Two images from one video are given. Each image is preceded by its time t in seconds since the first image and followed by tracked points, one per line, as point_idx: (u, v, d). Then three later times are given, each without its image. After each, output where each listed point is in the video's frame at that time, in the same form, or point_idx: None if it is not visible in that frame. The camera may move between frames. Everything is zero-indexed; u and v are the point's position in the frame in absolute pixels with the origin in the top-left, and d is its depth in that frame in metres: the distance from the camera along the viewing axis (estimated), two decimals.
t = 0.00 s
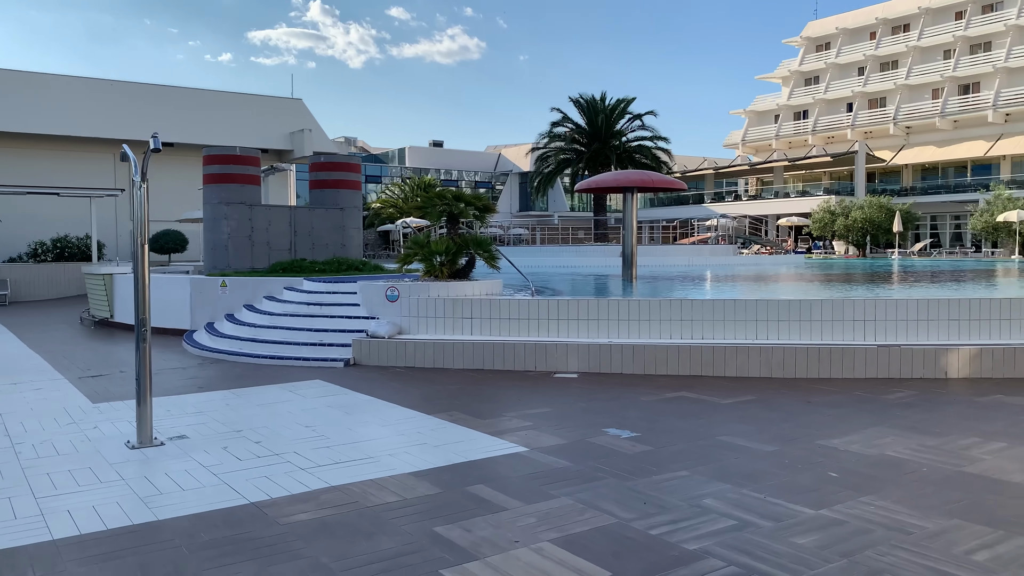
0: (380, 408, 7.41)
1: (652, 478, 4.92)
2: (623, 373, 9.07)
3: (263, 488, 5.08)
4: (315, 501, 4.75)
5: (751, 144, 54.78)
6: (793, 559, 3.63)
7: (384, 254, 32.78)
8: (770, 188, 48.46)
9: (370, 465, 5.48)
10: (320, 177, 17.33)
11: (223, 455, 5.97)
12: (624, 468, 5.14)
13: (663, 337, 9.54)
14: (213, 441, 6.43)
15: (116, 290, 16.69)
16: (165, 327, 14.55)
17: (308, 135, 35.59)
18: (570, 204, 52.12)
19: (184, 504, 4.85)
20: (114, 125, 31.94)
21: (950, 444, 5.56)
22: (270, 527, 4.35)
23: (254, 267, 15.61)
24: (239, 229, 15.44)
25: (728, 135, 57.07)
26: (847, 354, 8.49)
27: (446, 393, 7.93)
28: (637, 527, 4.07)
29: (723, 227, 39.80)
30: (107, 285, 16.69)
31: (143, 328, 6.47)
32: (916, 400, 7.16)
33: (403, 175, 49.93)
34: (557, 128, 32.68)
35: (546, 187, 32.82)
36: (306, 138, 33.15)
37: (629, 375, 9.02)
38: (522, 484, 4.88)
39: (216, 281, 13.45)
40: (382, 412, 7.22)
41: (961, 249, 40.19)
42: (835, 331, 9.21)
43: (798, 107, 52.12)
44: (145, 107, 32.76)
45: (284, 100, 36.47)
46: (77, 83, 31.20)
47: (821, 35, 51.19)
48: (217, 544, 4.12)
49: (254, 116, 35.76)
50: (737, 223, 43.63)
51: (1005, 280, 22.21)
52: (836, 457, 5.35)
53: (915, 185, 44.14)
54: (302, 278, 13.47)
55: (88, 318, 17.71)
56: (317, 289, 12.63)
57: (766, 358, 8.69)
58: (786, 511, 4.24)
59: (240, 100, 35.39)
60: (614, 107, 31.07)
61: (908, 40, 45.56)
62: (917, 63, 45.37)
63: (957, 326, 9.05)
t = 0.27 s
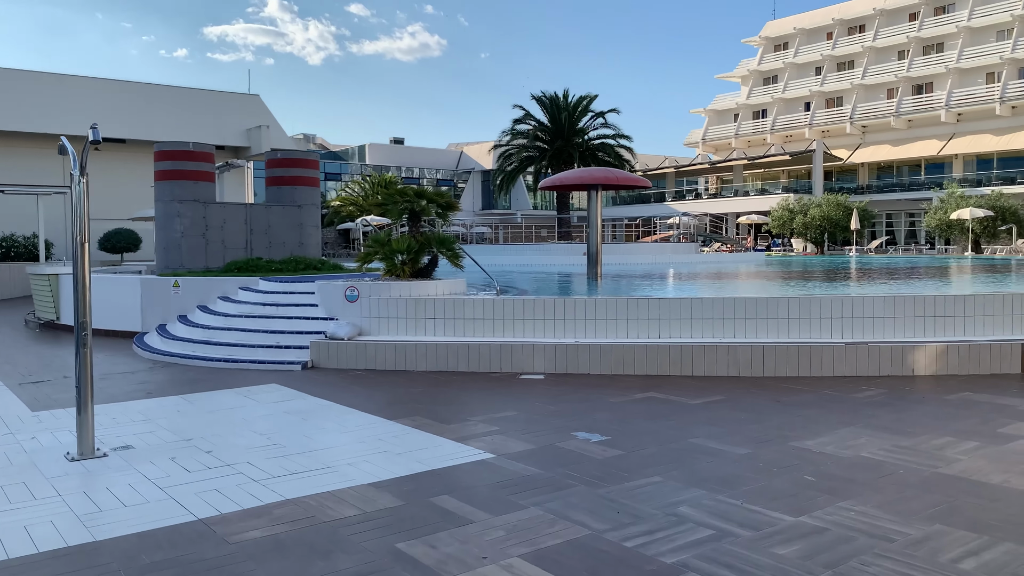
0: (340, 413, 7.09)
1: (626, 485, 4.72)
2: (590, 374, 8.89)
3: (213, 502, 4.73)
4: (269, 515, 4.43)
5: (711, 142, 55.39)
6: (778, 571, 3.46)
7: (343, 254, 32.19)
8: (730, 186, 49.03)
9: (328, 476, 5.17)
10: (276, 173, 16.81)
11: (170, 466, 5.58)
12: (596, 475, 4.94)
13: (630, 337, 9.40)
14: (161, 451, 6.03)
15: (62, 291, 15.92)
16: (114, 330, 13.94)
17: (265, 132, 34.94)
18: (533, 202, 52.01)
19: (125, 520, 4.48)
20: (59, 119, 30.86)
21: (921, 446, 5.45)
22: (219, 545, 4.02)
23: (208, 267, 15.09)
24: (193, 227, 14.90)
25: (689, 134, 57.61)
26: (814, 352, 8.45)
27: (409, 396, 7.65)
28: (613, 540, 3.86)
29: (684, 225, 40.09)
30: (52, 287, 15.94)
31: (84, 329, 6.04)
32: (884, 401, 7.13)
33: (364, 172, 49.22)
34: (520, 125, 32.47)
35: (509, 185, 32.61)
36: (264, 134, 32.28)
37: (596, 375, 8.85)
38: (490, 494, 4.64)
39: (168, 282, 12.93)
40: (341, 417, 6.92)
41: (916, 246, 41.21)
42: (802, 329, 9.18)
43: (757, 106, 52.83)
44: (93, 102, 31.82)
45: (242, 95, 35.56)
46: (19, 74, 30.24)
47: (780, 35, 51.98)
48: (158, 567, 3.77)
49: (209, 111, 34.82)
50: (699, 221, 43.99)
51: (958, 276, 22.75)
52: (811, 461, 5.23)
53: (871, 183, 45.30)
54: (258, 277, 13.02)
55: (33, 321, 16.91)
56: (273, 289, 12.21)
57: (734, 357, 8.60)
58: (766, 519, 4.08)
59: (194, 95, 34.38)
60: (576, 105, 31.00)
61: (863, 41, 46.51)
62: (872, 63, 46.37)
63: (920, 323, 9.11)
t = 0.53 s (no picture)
0: (314, 414, 6.81)
1: (612, 492, 4.50)
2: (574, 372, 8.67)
3: (176, 509, 4.42)
4: (234, 525, 4.15)
5: (694, 140, 55.47)
6: None
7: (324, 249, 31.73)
8: (713, 184, 49.09)
9: (300, 482, 4.89)
10: (254, 166, 16.35)
11: (133, 469, 5.26)
12: (581, 481, 4.71)
13: (615, 335, 9.19)
14: (123, 454, 5.69)
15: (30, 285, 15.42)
16: (84, 325, 13.51)
17: (245, 125, 34.37)
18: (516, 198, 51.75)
19: (77, 529, 4.17)
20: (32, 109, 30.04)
21: (915, 451, 5.31)
22: (178, 559, 3.73)
23: (183, 261, 14.62)
24: (167, 220, 14.42)
25: (673, 131, 57.62)
26: (801, 352, 8.29)
27: (386, 396, 7.39)
28: (601, 554, 3.62)
29: (667, 223, 40.05)
30: (20, 280, 15.42)
31: (41, 323, 5.68)
32: (873, 402, 6.99)
33: (345, 166, 48.66)
34: (503, 120, 32.19)
35: (491, 181, 32.33)
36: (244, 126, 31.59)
37: (580, 375, 8.63)
38: (470, 502, 4.39)
39: (141, 276, 12.49)
40: (315, 418, 6.63)
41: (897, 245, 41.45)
42: (789, 328, 9.03)
43: (740, 104, 52.91)
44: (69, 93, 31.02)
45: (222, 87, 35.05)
46: None
47: (763, 33, 52.10)
48: None
49: (188, 103, 34.21)
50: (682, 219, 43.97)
51: (938, 275, 22.86)
52: (802, 465, 5.06)
53: (852, 182, 45.50)
54: (234, 272, 12.68)
55: None
56: (249, 285, 11.84)
57: (721, 355, 8.42)
58: (761, 530, 3.87)
59: (174, 86, 33.76)
60: (560, 100, 30.76)
61: (846, 40, 46.73)
62: (854, 62, 46.63)
63: (908, 322, 8.99)
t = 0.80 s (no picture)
0: (302, 416, 6.57)
1: (612, 505, 4.27)
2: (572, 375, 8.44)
3: (151, 521, 4.17)
4: (211, 539, 3.91)
5: (693, 139, 55.26)
6: None
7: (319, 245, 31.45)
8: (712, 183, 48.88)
9: (285, 491, 4.65)
10: (248, 161, 15.97)
11: (109, 476, 5.00)
12: (580, 493, 4.48)
13: (615, 337, 8.96)
14: (100, 459, 5.43)
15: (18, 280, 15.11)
16: (72, 321, 13.23)
17: (241, 119, 34.08)
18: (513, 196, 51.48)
19: (44, 543, 3.91)
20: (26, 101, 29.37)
21: (927, 461, 5.08)
22: None
23: (173, 256, 14.37)
24: (158, 215, 14.17)
25: (672, 129, 57.39)
26: (805, 355, 8.06)
27: (378, 398, 7.14)
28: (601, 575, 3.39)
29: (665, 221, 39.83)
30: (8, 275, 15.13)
31: (15, 321, 5.41)
32: (881, 408, 6.76)
33: (343, 162, 48.33)
34: (501, 117, 31.92)
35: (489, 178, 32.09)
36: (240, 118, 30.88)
37: (578, 377, 8.40)
38: (463, 515, 4.15)
39: (130, 271, 12.22)
40: (304, 421, 6.39)
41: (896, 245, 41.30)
42: (793, 330, 8.80)
43: (740, 102, 52.69)
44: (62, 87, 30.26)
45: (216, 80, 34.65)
46: None
47: (763, 32, 51.89)
48: None
49: (184, 97, 33.88)
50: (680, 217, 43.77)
51: (939, 276, 22.68)
52: (810, 477, 4.83)
53: (852, 182, 45.32)
54: (225, 269, 12.43)
55: None
56: (240, 281, 11.55)
57: (723, 358, 8.19)
58: (771, 548, 3.64)
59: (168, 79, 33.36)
60: (559, 97, 30.47)
61: (846, 39, 46.53)
62: (855, 62, 46.43)
63: (915, 325, 8.76)
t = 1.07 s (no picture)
0: (293, 421, 6.33)
1: (618, 515, 4.05)
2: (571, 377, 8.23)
3: (131, 534, 3.94)
4: (194, 554, 3.67)
5: (687, 139, 55.13)
6: None
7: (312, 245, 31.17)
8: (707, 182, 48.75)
9: (273, 501, 4.42)
10: (240, 158, 15.53)
11: (88, 486, 4.76)
12: (584, 502, 4.26)
13: (614, 337, 8.76)
14: (80, 467, 5.19)
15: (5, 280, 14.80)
16: (61, 322, 12.91)
17: (234, 118, 33.77)
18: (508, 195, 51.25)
19: (15, 558, 3.67)
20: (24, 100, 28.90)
21: (943, 467, 4.88)
22: None
23: (164, 256, 14.07)
24: (148, 213, 13.90)
25: (667, 129, 57.25)
26: (810, 356, 7.89)
27: (371, 401, 6.92)
28: None
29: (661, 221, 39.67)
30: None
31: None
32: (890, 410, 6.57)
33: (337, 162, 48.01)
34: (496, 116, 31.68)
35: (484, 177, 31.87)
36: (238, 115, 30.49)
37: (578, 379, 8.18)
38: (460, 526, 3.92)
39: (118, 270, 11.93)
40: (295, 426, 6.16)
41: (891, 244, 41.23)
42: (797, 330, 8.60)
43: (734, 102, 52.59)
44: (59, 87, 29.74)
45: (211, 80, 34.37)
46: None
47: (757, 31, 51.80)
48: None
49: (177, 96, 33.53)
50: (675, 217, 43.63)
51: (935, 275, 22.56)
52: (823, 483, 4.62)
53: (846, 181, 45.25)
54: (215, 267, 12.12)
55: None
56: (230, 280, 11.25)
57: (727, 359, 7.98)
58: (789, 563, 3.43)
59: (163, 79, 33.08)
60: (554, 96, 30.23)
61: (841, 39, 46.45)
62: (849, 61, 46.37)
63: (922, 325, 8.56)
